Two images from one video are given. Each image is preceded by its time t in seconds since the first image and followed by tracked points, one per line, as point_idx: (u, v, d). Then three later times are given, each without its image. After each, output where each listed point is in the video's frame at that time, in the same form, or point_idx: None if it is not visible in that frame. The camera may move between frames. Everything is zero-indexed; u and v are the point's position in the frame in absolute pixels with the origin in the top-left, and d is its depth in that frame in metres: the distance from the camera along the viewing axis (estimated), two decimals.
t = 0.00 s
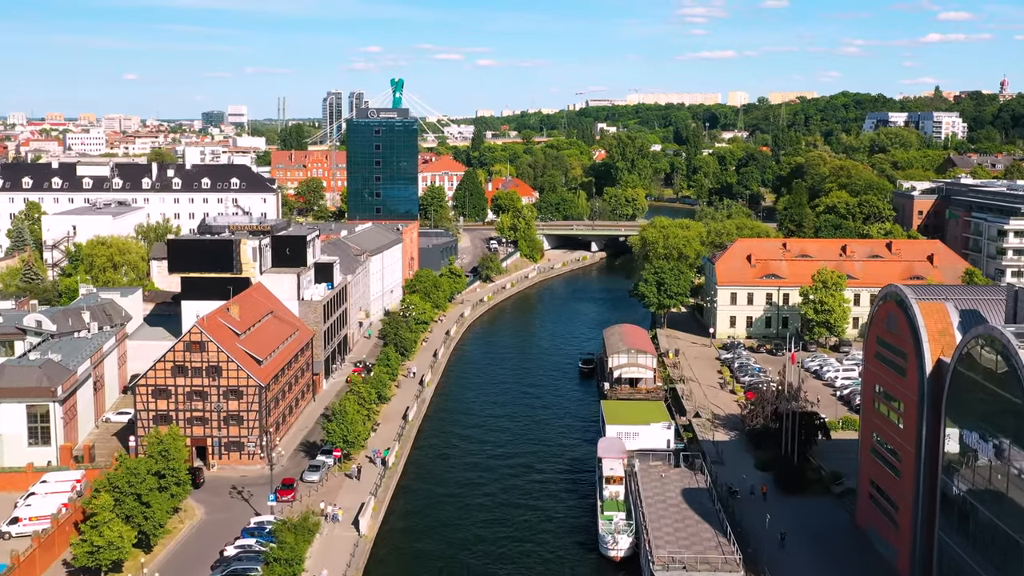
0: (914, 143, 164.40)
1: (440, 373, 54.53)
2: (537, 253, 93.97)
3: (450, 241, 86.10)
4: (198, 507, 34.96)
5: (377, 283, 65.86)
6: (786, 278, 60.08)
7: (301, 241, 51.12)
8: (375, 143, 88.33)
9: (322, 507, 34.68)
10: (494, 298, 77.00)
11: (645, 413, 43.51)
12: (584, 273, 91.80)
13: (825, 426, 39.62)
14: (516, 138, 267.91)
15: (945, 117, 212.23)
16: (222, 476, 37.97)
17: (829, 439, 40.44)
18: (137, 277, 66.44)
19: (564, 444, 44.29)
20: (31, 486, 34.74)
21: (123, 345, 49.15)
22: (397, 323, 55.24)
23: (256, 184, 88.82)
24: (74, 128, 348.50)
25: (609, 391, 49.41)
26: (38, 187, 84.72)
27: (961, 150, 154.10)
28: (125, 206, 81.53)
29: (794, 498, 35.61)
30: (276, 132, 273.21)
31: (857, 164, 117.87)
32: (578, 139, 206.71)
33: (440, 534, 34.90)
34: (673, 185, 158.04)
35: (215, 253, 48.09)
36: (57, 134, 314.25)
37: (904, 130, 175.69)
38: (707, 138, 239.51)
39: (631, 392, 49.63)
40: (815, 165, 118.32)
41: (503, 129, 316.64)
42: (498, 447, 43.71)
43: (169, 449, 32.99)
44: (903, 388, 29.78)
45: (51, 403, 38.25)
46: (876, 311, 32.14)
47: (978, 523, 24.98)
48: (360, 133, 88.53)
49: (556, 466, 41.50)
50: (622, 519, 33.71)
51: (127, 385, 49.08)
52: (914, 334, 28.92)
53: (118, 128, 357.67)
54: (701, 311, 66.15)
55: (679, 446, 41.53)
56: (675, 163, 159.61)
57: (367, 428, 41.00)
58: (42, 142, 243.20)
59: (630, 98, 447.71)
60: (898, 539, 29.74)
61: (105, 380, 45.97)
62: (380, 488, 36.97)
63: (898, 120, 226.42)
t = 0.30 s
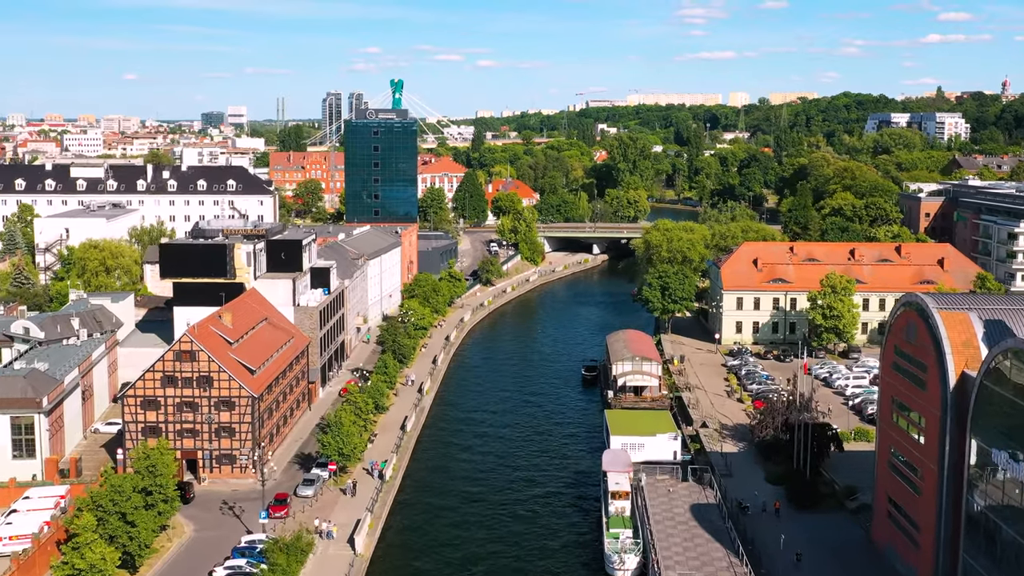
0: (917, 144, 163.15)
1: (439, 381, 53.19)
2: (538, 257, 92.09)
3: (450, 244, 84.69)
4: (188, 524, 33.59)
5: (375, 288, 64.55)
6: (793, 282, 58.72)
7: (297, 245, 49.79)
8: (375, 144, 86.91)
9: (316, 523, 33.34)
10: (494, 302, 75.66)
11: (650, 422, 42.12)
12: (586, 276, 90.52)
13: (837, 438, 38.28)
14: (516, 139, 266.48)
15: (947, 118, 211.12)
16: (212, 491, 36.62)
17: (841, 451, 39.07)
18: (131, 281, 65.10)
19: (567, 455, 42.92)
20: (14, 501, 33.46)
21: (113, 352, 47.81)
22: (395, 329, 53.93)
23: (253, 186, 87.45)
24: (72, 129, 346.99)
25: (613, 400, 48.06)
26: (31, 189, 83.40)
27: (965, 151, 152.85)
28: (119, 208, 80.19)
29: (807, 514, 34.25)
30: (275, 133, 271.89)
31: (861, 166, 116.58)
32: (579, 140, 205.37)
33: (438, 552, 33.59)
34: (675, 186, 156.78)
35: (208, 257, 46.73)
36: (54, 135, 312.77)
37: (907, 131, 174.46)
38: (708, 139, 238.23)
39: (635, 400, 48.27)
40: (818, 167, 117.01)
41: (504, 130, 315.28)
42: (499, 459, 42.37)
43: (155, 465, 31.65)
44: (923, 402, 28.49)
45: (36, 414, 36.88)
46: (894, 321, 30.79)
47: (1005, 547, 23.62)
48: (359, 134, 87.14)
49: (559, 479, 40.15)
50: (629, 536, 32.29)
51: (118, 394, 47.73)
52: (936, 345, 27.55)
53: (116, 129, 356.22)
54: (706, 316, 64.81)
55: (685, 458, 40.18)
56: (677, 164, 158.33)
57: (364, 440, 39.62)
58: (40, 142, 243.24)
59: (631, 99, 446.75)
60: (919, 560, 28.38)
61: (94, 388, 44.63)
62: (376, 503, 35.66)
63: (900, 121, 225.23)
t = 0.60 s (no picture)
0: (920, 145, 161.79)
1: (437, 388, 51.85)
2: (538, 260, 90.85)
3: (448, 247, 83.32)
4: (175, 542, 32.21)
5: (372, 292, 63.17)
6: (799, 287, 57.44)
7: (291, 250, 48.44)
8: (372, 145, 85.58)
9: (308, 542, 31.97)
10: (494, 306, 74.32)
11: (656, 433, 40.77)
12: (586, 279, 89.20)
13: (850, 450, 36.94)
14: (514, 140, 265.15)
15: (948, 118, 209.88)
16: (201, 507, 35.25)
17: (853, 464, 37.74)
18: (122, 286, 63.73)
19: (570, 467, 41.57)
20: None
21: (102, 360, 46.43)
22: (392, 335, 52.60)
23: (248, 188, 86.11)
24: (68, 130, 345.24)
25: (616, 409, 46.70)
26: (22, 192, 82.00)
27: (967, 152, 151.63)
28: (112, 211, 78.81)
29: (820, 531, 32.93)
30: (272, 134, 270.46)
31: (864, 167, 115.27)
32: (578, 141, 204.10)
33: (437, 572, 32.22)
34: (675, 188, 155.49)
35: (199, 262, 45.30)
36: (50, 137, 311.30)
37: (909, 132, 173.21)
38: (707, 140, 236.99)
39: (639, 409, 46.95)
40: (821, 167, 115.69)
41: (502, 131, 313.92)
42: (499, 471, 41.01)
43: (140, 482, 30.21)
44: (945, 417, 27.15)
45: (19, 427, 35.50)
46: (913, 332, 29.47)
47: None
48: (356, 136, 85.80)
49: (562, 493, 38.80)
50: (635, 556, 30.89)
51: (106, 403, 46.35)
52: (960, 357, 26.23)
53: (114, 130, 354.65)
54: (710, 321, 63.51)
55: (692, 471, 38.83)
56: (677, 166, 156.99)
57: (359, 453, 38.25)
58: (36, 143, 242.38)
59: (629, 99, 445.53)
60: None
61: (82, 398, 43.25)
62: (372, 519, 34.31)
63: (901, 121, 224.02)
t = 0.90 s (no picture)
0: (923, 146, 160.40)
1: (437, 397, 50.46)
2: (539, 263, 89.61)
3: (448, 250, 81.93)
4: (163, 562, 30.83)
5: (370, 297, 61.79)
6: (807, 293, 56.06)
7: (286, 255, 47.03)
8: (370, 147, 84.19)
9: (302, 562, 30.56)
10: (494, 310, 72.93)
11: (663, 445, 39.38)
12: (589, 282, 87.82)
13: (864, 463, 35.52)
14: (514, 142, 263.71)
15: (951, 120, 208.50)
16: (191, 524, 33.85)
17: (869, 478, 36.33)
18: (115, 290, 62.37)
19: (573, 479, 40.16)
20: None
21: (91, 368, 45.06)
22: (390, 342, 51.21)
23: (245, 190, 84.77)
24: (66, 131, 343.60)
25: (621, 419, 45.26)
26: (15, 194, 80.63)
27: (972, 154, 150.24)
28: (106, 214, 77.45)
29: (835, 550, 31.54)
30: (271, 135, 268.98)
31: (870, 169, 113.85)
32: (578, 142, 202.73)
33: None
34: (677, 190, 154.12)
35: (192, 266, 44.10)
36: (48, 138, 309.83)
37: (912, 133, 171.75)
38: (709, 141, 235.63)
39: (645, 419, 45.55)
40: (826, 169, 114.28)
41: (502, 132, 312.52)
42: (500, 484, 39.61)
43: (125, 500, 28.76)
44: (972, 434, 25.77)
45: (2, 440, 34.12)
46: (936, 344, 28.12)
47: None
48: (354, 137, 84.40)
49: (565, 507, 37.39)
50: None
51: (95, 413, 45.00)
52: (988, 372, 24.88)
53: (112, 131, 353.13)
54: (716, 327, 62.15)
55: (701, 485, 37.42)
56: (679, 167, 155.63)
57: (355, 466, 36.84)
58: (33, 144, 240.69)
59: (629, 100, 444.16)
60: None
61: (70, 408, 41.87)
62: (369, 537, 32.88)
63: (903, 123, 222.61)
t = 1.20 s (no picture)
0: (927, 147, 159.01)
1: (436, 405, 49.11)
2: (540, 266, 88.31)
3: (448, 253, 80.56)
4: None
5: (368, 302, 60.47)
6: (816, 298, 54.79)
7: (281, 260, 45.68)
8: (369, 148, 82.87)
9: None
10: (495, 315, 71.61)
11: (671, 457, 38.01)
12: (590, 286, 86.48)
13: (881, 476, 34.17)
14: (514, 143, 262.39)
15: (954, 120, 207.09)
16: (180, 542, 32.49)
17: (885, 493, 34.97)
18: (107, 295, 60.99)
19: (578, 492, 38.81)
20: None
21: (80, 376, 43.70)
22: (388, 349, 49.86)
23: (241, 192, 83.40)
24: (64, 132, 342.11)
25: (626, 429, 43.89)
26: (7, 197, 79.16)
27: (976, 155, 148.75)
28: (100, 216, 76.05)
29: (852, 570, 30.19)
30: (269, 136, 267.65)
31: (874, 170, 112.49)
32: (578, 144, 201.31)
33: None
34: (679, 192, 152.71)
35: (184, 272, 42.58)
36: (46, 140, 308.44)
37: (916, 134, 170.21)
38: (710, 142, 234.21)
39: (651, 429, 44.17)
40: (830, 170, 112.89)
41: (502, 133, 311.23)
42: (501, 498, 38.23)
43: (109, 520, 27.38)
44: (1000, 452, 24.45)
45: None
46: (960, 356, 26.79)
47: None
48: (353, 139, 83.10)
49: (569, 522, 36.04)
50: None
51: (84, 423, 43.67)
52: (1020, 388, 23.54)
53: (110, 132, 351.60)
54: (721, 333, 60.86)
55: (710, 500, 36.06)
56: (680, 169, 154.26)
57: (351, 480, 35.47)
58: (30, 145, 239.17)
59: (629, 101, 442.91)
60: None
61: (57, 418, 40.54)
62: (365, 556, 31.53)
63: (906, 124, 221.19)
